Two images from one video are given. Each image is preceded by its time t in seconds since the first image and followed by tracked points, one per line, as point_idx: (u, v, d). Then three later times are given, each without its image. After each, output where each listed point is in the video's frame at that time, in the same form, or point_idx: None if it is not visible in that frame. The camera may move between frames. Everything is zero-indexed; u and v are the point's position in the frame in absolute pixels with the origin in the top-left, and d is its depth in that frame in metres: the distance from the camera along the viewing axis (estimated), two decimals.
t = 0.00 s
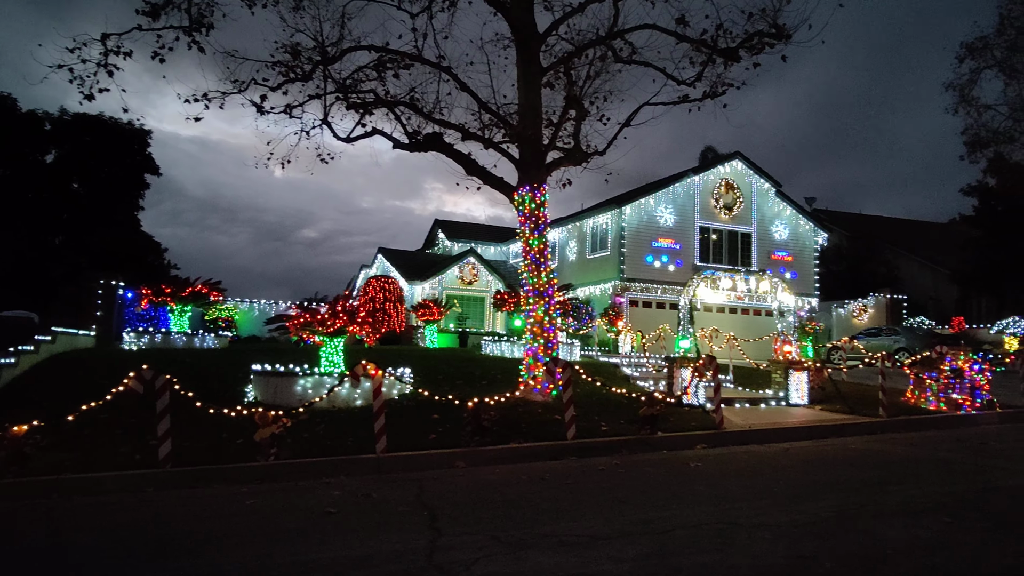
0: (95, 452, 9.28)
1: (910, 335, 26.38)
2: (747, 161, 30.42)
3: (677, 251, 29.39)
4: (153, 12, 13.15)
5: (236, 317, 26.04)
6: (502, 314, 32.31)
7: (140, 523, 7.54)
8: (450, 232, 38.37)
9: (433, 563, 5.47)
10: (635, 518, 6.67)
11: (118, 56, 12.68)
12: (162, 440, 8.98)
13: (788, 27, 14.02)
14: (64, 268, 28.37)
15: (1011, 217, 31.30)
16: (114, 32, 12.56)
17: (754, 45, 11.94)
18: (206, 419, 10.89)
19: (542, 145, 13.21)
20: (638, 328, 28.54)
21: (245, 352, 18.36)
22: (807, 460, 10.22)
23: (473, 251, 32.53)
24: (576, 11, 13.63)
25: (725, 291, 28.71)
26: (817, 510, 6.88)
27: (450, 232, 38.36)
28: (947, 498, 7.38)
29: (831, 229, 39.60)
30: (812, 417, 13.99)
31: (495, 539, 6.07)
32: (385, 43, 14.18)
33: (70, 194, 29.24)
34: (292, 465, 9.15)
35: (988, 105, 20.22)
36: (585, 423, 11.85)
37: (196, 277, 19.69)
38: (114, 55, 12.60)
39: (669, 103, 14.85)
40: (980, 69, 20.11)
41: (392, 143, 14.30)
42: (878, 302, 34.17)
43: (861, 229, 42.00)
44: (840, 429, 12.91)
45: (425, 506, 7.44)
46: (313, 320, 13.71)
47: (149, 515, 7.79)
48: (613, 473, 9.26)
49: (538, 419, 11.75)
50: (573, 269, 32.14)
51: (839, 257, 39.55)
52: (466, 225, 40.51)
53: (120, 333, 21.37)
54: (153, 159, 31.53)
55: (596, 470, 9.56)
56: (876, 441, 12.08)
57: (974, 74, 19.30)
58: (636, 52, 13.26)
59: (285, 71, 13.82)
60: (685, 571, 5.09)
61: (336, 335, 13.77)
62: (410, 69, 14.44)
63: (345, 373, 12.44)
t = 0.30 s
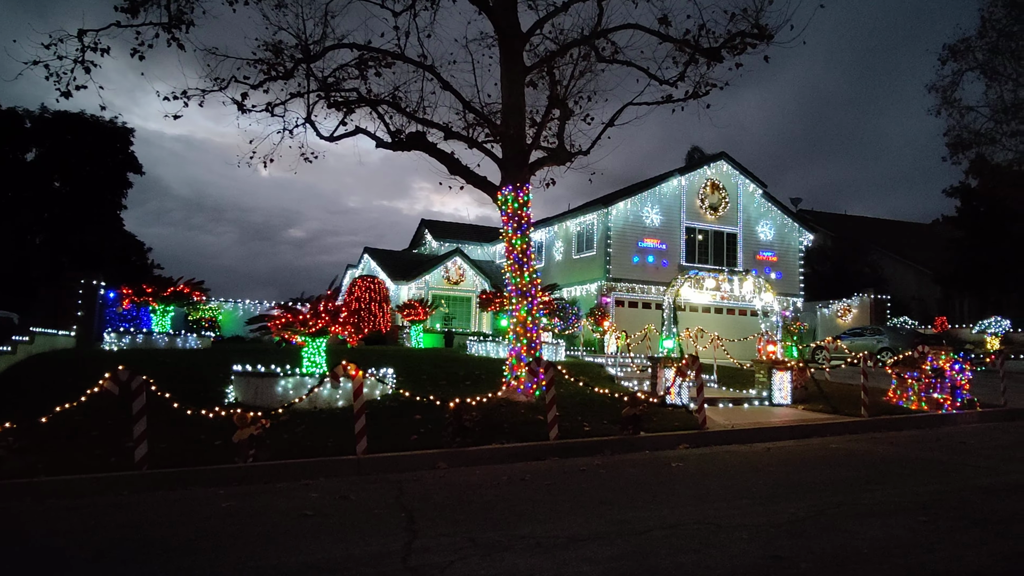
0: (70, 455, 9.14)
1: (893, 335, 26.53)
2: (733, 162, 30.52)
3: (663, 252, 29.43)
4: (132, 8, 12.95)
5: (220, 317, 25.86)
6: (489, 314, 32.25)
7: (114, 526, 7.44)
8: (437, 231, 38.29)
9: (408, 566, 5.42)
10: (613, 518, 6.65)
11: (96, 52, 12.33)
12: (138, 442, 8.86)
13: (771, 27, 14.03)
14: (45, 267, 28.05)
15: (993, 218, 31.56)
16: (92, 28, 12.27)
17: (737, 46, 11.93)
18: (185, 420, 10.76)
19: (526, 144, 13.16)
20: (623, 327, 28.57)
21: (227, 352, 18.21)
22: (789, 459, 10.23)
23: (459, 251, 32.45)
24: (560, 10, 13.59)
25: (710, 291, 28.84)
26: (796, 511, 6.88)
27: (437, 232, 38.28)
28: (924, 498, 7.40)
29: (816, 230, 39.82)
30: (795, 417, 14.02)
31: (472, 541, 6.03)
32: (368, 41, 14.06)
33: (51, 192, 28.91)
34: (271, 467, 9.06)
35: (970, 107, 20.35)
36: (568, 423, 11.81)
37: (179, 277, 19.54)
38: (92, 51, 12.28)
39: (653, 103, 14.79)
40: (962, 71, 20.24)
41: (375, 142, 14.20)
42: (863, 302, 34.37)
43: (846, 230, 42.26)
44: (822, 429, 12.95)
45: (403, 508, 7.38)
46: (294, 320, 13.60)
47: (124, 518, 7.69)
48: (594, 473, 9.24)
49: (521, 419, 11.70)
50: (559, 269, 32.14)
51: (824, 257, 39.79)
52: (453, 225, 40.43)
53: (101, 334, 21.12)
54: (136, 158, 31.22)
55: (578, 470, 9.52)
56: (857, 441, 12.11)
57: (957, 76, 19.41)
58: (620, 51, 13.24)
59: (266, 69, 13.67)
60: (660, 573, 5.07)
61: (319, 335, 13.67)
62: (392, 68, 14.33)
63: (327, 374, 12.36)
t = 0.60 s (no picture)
0: (45, 458, 9.00)
1: (879, 335, 26.64)
2: (720, 163, 30.56)
3: (651, 252, 29.44)
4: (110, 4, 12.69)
5: (205, 317, 25.72)
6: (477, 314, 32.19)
7: (85, 529, 7.32)
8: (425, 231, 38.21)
9: (378, 571, 5.35)
10: (590, 520, 6.61)
11: (74, 49, 11.84)
12: (114, 444, 8.71)
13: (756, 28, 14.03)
14: (28, 267, 27.78)
15: (978, 219, 31.77)
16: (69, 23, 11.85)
17: (721, 46, 11.91)
18: (163, 422, 10.62)
19: (510, 144, 13.10)
20: (611, 328, 28.58)
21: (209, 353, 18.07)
22: (770, 460, 10.24)
23: (447, 251, 32.35)
24: (545, 9, 13.53)
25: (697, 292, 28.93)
26: (774, 512, 6.84)
27: (425, 232, 38.20)
28: (901, 499, 7.39)
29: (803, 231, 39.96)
30: (779, 417, 14.03)
31: (446, 544, 5.97)
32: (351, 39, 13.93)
33: (34, 191, 28.62)
34: (249, 468, 8.97)
35: (954, 108, 20.44)
36: (551, 424, 11.76)
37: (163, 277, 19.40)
38: (70, 47, 11.82)
39: (638, 103, 14.77)
40: (947, 72, 20.32)
41: (359, 141, 14.10)
42: (849, 302, 34.50)
43: (834, 230, 42.43)
44: (806, 429, 12.95)
45: (379, 510, 7.30)
46: (276, 320, 13.46)
47: (97, 521, 7.59)
48: (575, 474, 9.18)
49: (504, 420, 11.64)
50: (547, 269, 32.09)
51: (811, 258, 39.92)
52: (441, 225, 40.36)
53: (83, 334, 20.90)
54: (121, 157, 30.94)
55: (559, 472, 9.46)
56: (840, 441, 12.13)
57: (941, 78, 19.49)
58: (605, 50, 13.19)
59: (248, 67, 13.47)
60: None
61: (301, 336, 13.67)
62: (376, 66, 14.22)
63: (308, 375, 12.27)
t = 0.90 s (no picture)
0: (18, 459, 8.86)
1: (865, 336, 26.73)
2: (709, 163, 30.60)
3: (639, 252, 29.43)
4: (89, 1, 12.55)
5: (190, 317, 25.52)
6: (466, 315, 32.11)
7: (56, 531, 7.20)
8: (414, 232, 38.13)
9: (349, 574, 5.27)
10: (567, 522, 6.54)
11: (52, 45, 11.50)
12: (88, 445, 8.57)
13: (740, 28, 14.06)
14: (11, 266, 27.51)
15: (963, 220, 31.94)
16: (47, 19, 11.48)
17: (705, 46, 11.90)
18: (141, 423, 10.48)
19: (494, 143, 13.04)
20: (599, 328, 28.54)
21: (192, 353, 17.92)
22: (753, 461, 10.21)
23: (436, 251, 32.26)
24: (530, 9, 13.48)
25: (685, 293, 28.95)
26: (753, 514, 6.79)
27: (414, 232, 38.12)
28: (881, 500, 7.36)
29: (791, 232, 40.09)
30: (764, 418, 14.03)
31: (420, 546, 5.89)
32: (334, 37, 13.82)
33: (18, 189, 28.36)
34: (227, 470, 8.86)
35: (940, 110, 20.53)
36: (534, 425, 11.70)
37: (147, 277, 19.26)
38: (47, 44, 11.45)
39: (623, 103, 14.75)
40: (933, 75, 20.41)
41: (342, 140, 14.00)
42: (837, 303, 34.60)
43: (822, 232, 42.59)
44: (790, 429, 12.94)
45: (355, 512, 7.21)
46: (258, 320, 13.33)
47: (69, 522, 7.46)
48: (556, 476, 9.11)
49: (486, 421, 11.56)
50: (535, 269, 32.03)
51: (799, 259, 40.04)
52: (430, 225, 40.28)
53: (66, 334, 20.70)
54: (106, 155, 30.69)
55: (540, 473, 9.40)
56: (824, 442, 12.13)
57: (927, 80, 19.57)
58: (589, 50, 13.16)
59: (230, 64, 13.34)
60: None
61: (284, 336, 13.53)
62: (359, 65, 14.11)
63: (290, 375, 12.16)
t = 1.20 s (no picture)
0: None
1: (850, 338, 26.83)
2: (695, 164, 30.64)
3: (625, 253, 29.43)
4: None
5: (173, 316, 25.32)
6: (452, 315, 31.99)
7: (23, 534, 7.06)
8: (401, 231, 38.06)
9: None
10: (542, 525, 6.47)
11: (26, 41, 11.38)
12: (59, 446, 8.41)
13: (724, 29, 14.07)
14: None
15: (947, 222, 32.13)
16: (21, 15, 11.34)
17: (687, 45, 11.86)
18: (115, 423, 10.33)
19: (476, 142, 12.96)
20: (585, 328, 28.52)
21: (173, 352, 17.76)
22: (734, 463, 10.17)
23: (422, 251, 32.16)
24: (513, 7, 13.41)
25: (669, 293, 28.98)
26: (729, 516, 6.75)
27: (401, 231, 38.05)
28: (858, 502, 7.34)
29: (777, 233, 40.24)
30: (746, 419, 14.03)
31: (391, 550, 5.81)
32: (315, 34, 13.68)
33: None
34: (201, 472, 8.73)
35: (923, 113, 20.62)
36: (515, 426, 11.62)
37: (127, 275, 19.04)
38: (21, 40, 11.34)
39: (606, 102, 14.73)
40: (917, 77, 20.50)
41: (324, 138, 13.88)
42: (822, 305, 34.74)
43: (808, 233, 42.78)
44: (772, 430, 12.92)
45: (329, 514, 7.11)
46: (237, 320, 13.19)
47: (36, 525, 7.32)
48: (535, 478, 9.04)
49: (467, 422, 11.48)
50: (522, 270, 31.98)
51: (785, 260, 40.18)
52: (418, 224, 40.20)
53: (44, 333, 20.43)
54: (89, 153, 30.38)
55: (519, 474, 9.32)
56: (804, 442, 12.14)
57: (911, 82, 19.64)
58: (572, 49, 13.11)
59: (209, 61, 13.18)
60: None
61: (264, 336, 13.38)
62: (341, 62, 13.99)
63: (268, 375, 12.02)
